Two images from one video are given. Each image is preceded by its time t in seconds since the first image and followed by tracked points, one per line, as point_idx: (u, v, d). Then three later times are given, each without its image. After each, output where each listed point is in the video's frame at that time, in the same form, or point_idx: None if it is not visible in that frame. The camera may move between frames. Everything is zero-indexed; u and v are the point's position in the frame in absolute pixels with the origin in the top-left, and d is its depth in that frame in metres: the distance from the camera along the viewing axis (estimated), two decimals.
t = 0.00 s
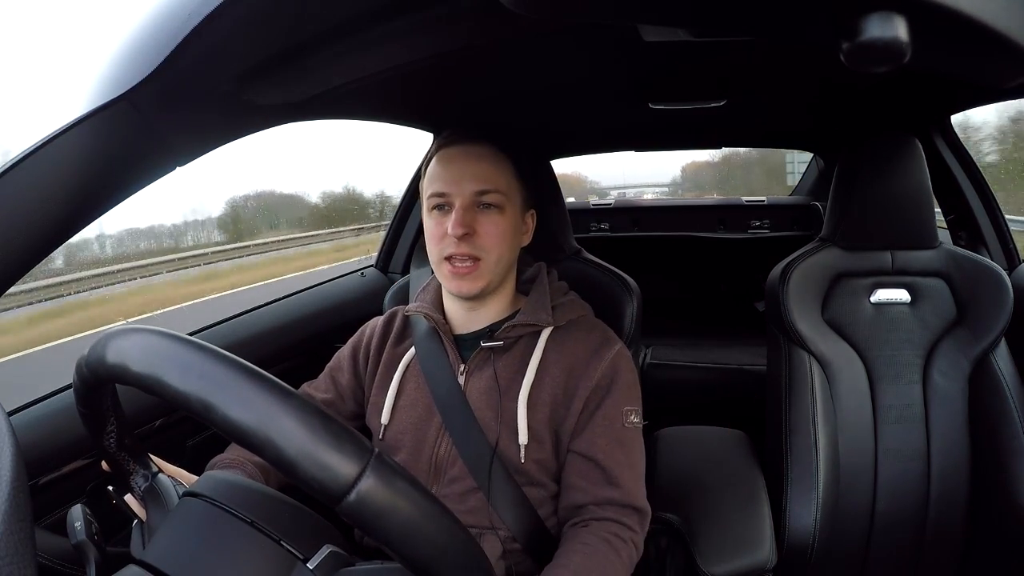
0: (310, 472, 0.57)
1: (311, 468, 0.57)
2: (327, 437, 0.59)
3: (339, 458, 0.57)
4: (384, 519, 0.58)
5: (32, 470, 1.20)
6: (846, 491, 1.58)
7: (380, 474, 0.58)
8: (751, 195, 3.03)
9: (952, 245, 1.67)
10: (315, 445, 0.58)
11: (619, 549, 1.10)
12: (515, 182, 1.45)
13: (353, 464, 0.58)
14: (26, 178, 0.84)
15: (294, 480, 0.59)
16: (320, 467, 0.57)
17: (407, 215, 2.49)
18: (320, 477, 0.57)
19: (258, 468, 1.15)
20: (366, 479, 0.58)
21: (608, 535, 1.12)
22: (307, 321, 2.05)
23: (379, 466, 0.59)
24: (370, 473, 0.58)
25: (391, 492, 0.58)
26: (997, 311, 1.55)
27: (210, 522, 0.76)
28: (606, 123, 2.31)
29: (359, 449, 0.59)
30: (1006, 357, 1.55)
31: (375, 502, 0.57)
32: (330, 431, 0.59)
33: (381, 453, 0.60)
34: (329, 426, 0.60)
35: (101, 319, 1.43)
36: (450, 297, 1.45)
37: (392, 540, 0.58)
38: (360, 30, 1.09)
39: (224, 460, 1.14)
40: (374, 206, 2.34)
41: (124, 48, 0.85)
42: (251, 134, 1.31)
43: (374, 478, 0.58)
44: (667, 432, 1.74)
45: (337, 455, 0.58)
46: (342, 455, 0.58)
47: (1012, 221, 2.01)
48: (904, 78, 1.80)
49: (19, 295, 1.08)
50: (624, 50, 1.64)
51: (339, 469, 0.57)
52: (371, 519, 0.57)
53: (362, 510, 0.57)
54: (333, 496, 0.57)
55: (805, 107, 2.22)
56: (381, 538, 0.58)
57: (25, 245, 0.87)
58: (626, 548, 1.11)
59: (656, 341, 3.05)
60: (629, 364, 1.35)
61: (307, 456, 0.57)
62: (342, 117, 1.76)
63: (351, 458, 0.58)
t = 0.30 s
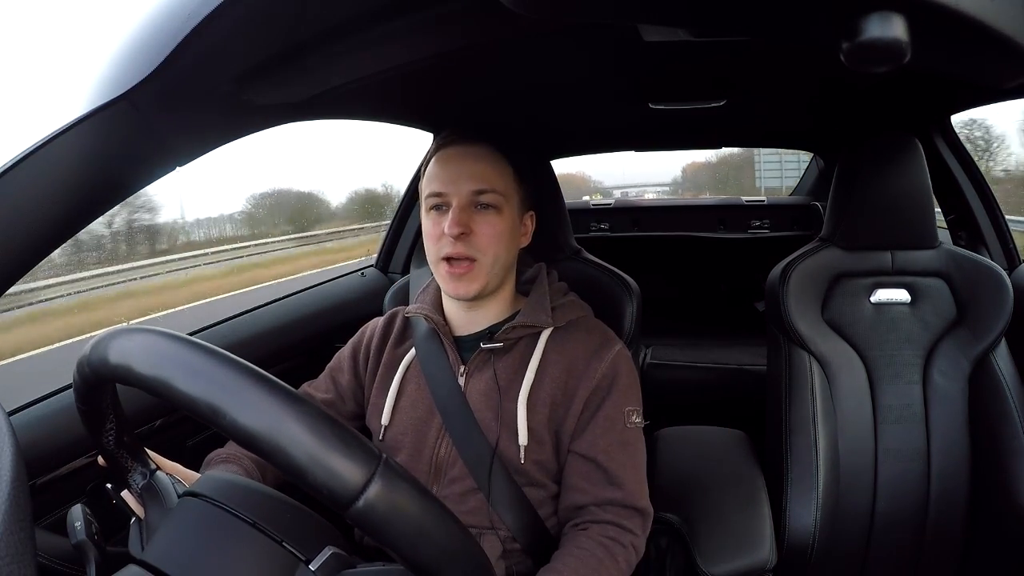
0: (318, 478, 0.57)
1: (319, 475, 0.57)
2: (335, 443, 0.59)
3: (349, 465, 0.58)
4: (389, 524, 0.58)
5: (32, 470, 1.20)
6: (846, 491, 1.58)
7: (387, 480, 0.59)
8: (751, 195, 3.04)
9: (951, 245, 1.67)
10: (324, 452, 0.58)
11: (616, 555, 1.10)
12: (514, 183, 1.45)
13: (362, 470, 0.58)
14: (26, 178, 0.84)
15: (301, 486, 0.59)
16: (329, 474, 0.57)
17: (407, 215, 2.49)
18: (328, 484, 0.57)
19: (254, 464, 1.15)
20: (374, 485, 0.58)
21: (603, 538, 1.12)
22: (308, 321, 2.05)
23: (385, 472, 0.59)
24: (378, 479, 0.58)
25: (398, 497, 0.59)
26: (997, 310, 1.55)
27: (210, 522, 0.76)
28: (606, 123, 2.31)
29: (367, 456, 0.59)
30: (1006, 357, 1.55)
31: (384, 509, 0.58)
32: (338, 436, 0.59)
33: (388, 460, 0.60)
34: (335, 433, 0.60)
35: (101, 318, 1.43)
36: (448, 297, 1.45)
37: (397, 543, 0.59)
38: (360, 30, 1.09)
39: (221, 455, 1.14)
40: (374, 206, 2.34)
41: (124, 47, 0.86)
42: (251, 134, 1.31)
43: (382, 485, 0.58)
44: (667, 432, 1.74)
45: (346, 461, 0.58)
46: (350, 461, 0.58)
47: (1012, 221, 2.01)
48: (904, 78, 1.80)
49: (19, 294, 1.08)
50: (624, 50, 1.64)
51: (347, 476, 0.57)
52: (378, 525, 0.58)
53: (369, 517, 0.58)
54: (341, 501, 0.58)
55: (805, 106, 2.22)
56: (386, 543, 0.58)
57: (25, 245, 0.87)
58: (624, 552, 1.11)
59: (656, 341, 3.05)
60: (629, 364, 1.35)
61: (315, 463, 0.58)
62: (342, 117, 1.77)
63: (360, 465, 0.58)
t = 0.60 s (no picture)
0: (326, 484, 0.57)
1: (328, 481, 0.58)
2: (344, 448, 0.59)
3: (358, 470, 0.58)
4: (396, 527, 0.58)
5: (31, 470, 1.20)
6: (846, 491, 1.58)
7: (395, 485, 0.59)
8: (751, 195, 3.03)
9: (952, 245, 1.67)
10: (333, 456, 0.58)
11: (611, 552, 1.10)
12: (509, 181, 1.45)
13: (370, 476, 0.58)
14: (27, 178, 0.85)
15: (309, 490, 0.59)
16: (338, 480, 0.58)
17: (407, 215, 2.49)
18: (337, 489, 0.57)
19: (251, 463, 1.16)
20: (383, 490, 0.58)
21: (599, 536, 1.12)
22: (308, 321, 2.05)
23: (394, 477, 0.59)
24: (387, 485, 0.59)
25: (404, 500, 0.59)
26: (998, 310, 1.55)
27: (210, 523, 0.76)
28: (606, 123, 2.31)
29: (376, 461, 0.60)
30: (1007, 357, 1.55)
31: (391, 514, 0.58)
32: (347, 442, 0.60)
33: (396, 464, 0.61)
34: (333, 431, 0.60)
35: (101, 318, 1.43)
36: (446, 296, 1.45)
37: (403, 546, 0.59)
38: (360, 30, 1.09)
39: (220, 452, 1.14)
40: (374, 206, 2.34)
41: (125, 48, 0.86)
42: (251, 134, 1.32)
43: (390, 490, 0.58)
44: (667, 432, 1.74)
45: (355, 466, 0.58)
46: (359, 466, 0.58)
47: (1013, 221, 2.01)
48: (904, 78, 1.80)
49: (20, 295, 1.09)
50: (623, 50, 1.64)
51: (356, 483, 0.58)
52: (387, 530, 0.58)
53: (376, 521, 0.58)
54: (349, 506, 0.58)
55: (805, 106, 2.22)
56: (392, 546, 0.59)
57: (25, 246, 0.87)
58: (619, 550, 1.11)
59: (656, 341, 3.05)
60: (626, 361, 1.35)
61: (325, 468, 0.58)
62: (342, 117, 1.77)
63: (368, 470, 0.58)
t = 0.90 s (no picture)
0: (321, 481, 0.57)
1: (322, 478, 0.58)
2: (336, 444, 0.59)
3: (350, 467, 0.58)
4: (394, 526, 0.58)
5: (31, 470, 1.20)
6: (846, 491, 1.58)
7: (390, 482, 0.59)
8: (751, 195, 3.03)
9: (952, 245, 1.67)
10: (327, 454, 0.58)
11: (612, 553, 1.10)
12: (503, 181, 1.45)
13: (363, 473, 0.58)
14: (26, 178, 0.85)
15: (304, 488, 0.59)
16: (331, 476, 0.58)
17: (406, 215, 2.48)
18: (331, 486, 0.57)
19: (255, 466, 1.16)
20: (376, 487, 0.58)
21: (600, 537, 1.12)
22: (308, 321, 2.05)
23: (389, 475, 0.59)
24: (381, 481, 0.58)
25: (400, 499, 0.59)
26: (997, 311, 1.55)
27: (210, 523, 0.76)
28: (606, 123, 2.31)
29: (370, 458, 0.59)
30: (1007, 357, 1.55)
31: (388, 512, 0.58)
32: (340, 437, 0.60)
33: (391, 461, 0.60)
34: (328, 428, 0.60)
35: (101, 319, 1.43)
36: (444, 297, 1.45)
37: (401, 545, 0.59)
38: (359, 30, 1.09)
39: (222, 457, 1.14)
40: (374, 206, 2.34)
41: (124, 47, 0.86)
42: (251, 134, 1.32)
43: (384, 487, 0.58)
44: (667, 432, 1.74)
45: (349, 463, 0.58)
46: (353, 463, 0.58)
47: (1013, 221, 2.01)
48: (904, 78, 1.80)
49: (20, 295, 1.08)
50: (623, 50, 1.64)
51: (350, 479, 0.58)
52: (384, 526, 0.58)
53: (371, 518, 0.58)
54: (343, 502, 0.58)
55: (805, 106, 2.22)
56: (391, 545, 0.59)
57: (25, 246, 0.87)
58: (620, 551, 1.11)
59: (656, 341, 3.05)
60: (626, 362, 1.35)
61: (318, 465, 0.58)
62: (342, 117, 1.76)
63: (362, 467, 0.58)
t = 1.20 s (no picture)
0: (310, 474, 0.57)
1: (310, 470, 0.57)
2: (326, 438, 0.59)
3: (340, 459, 0.58)
4: (385, 519, 0.58)
5: (31, 470, 1.19)
6: (846, 491, 1.58)
7: (380, 475, 0.59)
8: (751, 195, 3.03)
9: (952, 246, 1.68)
10: (317, 447, 0.58)
11: (613, 551, 1.10)
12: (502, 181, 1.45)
13: (353, 465, 0.58)
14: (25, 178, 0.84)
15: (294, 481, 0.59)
16: (320, 468, 0.57)
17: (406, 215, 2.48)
18: (319, 478, 0.57)
19: (257, 470, 1.16)
20: (366, 479, 0.58)
21: (601, 535, 1.12)
22: (308, 321, 2.05)
23: (379, 467, 0.59)
24: (371, 474, 0.58)
25: (391, 492, 0.59)
26: (997, 310, 1.55)
27: (210, 522, 0.76)
28: (606, 123, 2.31)
29: (360, 450, 0.59)
30: (1007, 356, 1.54)
31: (376, 503, 0.58)
32: (330, 431, 0.59)
33: (380, 453, 0.60)
34: (325, 426, 0.60)
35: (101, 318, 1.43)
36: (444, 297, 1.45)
37: (393, 540, 0.59)
38: (359, 31, 1.09)
39: (226, 462, 1.15)
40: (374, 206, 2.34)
41: (124, 48, 0.86)
42: (251, 134, 1.32)
43: (374, 480, 0.58)
44: (667, 433, 1.74)
45: (339, 456, 0.58)
46: (342, 456, 0.58)
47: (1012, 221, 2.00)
48: (904, 78, 1.80)
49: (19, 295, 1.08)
50: (623, 50, 1.64)
51: (339, 472, 0.57)
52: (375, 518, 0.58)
53: (360, 510, 0.57)
54: (331, 494, 0.57)
55: (805, 106, 2.22)
56: (382, 539, 0.58)
57: (24, 247, 0.87)
58: (621, 550, 1.11)
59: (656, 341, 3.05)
60: (626, 361, 1.35)
61: (308, 458, 0.57)
62: (342, 118, 1.77)
63: (352, 459, 0.58)
